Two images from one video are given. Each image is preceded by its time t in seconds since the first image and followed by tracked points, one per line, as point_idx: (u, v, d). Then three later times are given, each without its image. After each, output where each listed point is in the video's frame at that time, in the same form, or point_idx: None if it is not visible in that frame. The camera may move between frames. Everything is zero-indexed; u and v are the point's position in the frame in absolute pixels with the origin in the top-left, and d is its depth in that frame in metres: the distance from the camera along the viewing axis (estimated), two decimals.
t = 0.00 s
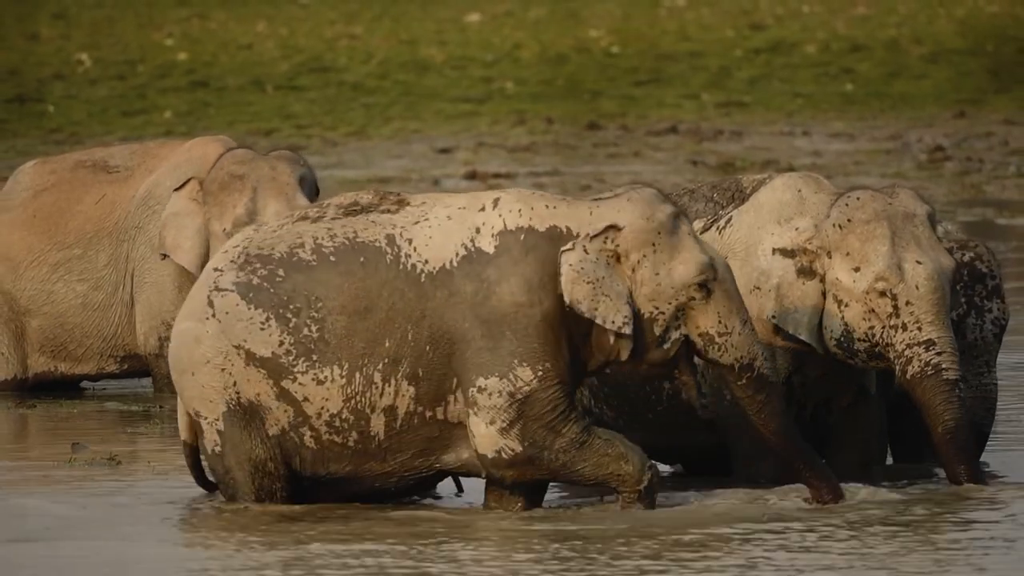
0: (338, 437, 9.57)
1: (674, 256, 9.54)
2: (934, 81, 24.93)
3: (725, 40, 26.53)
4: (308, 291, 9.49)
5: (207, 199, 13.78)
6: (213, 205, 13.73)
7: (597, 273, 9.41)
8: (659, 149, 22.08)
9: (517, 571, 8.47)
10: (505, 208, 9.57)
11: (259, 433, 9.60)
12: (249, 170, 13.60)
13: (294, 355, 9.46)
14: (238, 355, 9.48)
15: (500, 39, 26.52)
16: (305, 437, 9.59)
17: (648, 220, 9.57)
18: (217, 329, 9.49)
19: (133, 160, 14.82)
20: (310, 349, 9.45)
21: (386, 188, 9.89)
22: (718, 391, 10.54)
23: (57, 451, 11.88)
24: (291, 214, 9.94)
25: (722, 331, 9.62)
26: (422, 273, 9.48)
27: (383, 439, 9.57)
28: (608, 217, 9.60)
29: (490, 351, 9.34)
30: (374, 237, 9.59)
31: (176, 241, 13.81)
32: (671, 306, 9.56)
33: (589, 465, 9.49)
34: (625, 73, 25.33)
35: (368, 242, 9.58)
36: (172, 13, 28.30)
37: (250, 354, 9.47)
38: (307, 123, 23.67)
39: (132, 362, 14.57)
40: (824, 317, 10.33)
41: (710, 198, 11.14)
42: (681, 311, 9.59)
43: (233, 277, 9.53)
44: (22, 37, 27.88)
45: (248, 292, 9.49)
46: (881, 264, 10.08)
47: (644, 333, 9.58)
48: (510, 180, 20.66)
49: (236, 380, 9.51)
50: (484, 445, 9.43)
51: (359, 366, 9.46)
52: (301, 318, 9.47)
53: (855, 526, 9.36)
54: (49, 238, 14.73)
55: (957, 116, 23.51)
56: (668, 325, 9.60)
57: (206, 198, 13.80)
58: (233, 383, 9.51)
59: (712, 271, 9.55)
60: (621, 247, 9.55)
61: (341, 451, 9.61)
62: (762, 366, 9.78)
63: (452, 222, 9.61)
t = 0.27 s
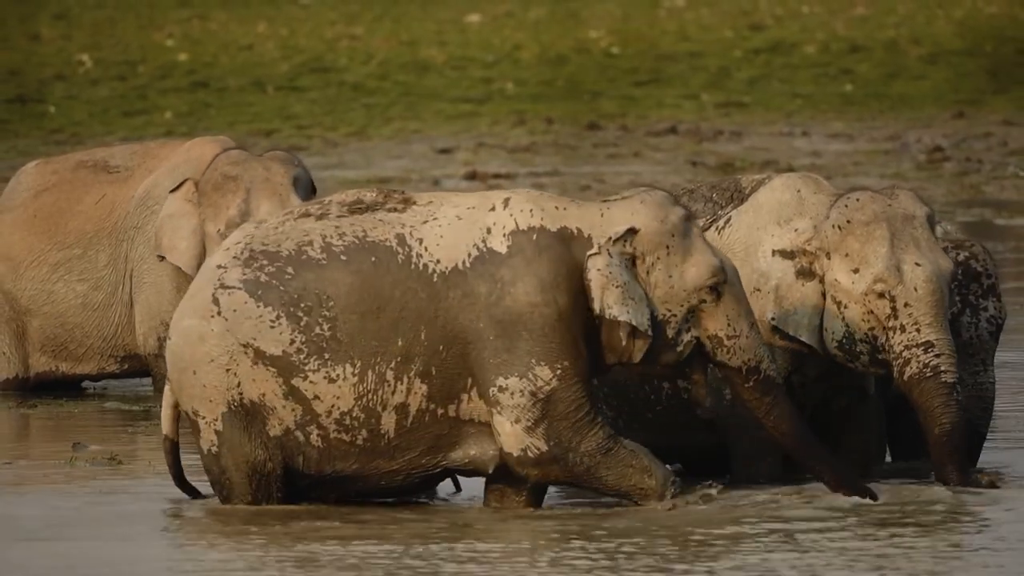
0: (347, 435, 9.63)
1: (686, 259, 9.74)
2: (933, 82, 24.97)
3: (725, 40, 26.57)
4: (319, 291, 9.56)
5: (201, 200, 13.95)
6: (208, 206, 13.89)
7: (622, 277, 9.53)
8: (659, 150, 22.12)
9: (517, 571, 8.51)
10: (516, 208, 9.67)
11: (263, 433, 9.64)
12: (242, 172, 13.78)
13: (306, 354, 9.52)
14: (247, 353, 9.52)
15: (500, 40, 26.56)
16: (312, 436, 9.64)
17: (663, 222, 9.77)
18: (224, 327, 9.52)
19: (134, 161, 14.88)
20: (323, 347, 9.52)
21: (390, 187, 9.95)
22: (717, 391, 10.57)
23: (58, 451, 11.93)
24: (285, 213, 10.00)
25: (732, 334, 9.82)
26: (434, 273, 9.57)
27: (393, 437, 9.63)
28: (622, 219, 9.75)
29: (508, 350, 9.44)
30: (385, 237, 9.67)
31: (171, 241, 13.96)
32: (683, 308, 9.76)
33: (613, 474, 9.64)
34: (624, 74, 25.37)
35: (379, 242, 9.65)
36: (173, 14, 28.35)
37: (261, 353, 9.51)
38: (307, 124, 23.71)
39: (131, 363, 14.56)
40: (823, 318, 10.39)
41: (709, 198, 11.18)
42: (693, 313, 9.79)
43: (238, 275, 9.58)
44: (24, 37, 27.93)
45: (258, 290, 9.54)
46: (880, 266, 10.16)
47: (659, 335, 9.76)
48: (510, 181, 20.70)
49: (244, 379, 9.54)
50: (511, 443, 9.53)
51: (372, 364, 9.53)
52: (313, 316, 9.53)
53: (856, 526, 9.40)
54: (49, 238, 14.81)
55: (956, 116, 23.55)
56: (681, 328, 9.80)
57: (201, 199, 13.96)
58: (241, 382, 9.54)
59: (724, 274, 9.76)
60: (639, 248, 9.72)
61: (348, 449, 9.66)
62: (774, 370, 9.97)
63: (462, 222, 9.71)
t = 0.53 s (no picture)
0: (358, 438, 9.61)
1: (696, 263, 9.77)
2: (932, 82, 25.02)
3: (724, 41, 26.63)
4: (332, 294, 9.53)
5: (200, 200, 14.01)
6: (206, 206, 13.96)
7: (629, 281, 9.56)
8: (658, 150, 22.17)
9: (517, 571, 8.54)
10: (527, 208, 9.65)
11: (270, 435, 9.63)
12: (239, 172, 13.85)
13: (319, 358, 9.49)
14: (258, 357, 9.50)
15: (500, 41, 26.61)
16: (322, 439, 9.62)
17: (674, 226, 9.78)
18: (235, 331, 9.50)
19: (133, 161, 14.90)
20: (337, 352, 9.49)
21: (397, 187, 9.94)
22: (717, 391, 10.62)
23: (60, 450, 12.00)
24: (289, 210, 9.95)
25: (738, 338, 9.90)
26: (447, 275, 9.54)
27: (405, 440, 9.62)
28: (634, 222, 9.76)
29: (521, 352, 9.43)
30: (396, 238, 9.64)
31: (169, 242, 14.03)
32: (692, 312, 9.80)
33: (626, 479, 9.63)
34: (624, 74, 25.43)
35: (392, 243, 9.62)
36: (174, 15, 28.40)
37: (273, 357, 9.49)
38: (308, 124, 23.75)
39: (132, 363, 14.63)
40: (822, 317, 10.44)
41: (709, 198, 11.24)
42: (701, 317, 9.85)
43: (247, 277, 9.54)
44: (25, 38, 27.99)
45: (269, 294, 9.51)
46: (879, 265, 10.19)
47: (668, 337, 9.81)
48: (511, 181, 20.75)
49: (255, 383, 9.52)
50: (526, 443, 9.50)
51: (386, 368, 9.51)
52: (327, 320, 9.50)
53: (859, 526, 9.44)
54: (49, 238, 14.84)
55: (954, 117, 23.60)
56: (690, 331, 9.84)
57: (198, 199, 14.03)
58: (251, 385, 9.52)
59: (732, 278, 9.82)
60: (650, 252, 9.73)
61: (359, 452, 9.65)
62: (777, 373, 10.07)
63: (472, 222, 9.69)
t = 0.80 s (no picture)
0: (372, 436, 9.75)
1: (706, 260, 9.87)
2: (931, 83, 25.07)
3: (723, 41, 26.68)
4: (345, 292, 9.66)
5: (200, 200, 14.05)
6: (206, 206, 14.00)
7: (632, 277, 9.68)
8: (658, 150, 22.21)
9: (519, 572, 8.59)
10: (539, 206, 9.82)
11: (281, 436, 9.73)
12: (238, 172, 13.88)
13: (335, 356, 9.62)
14: (273, 357, 9.61)
15: (500, 41, 26.66)
16: (335, 438, 9.74)
17: (683, 223, 9.92)
18: (250, 330, 9.60)
19: (134, 162, 14.94)
20: (352, 350, 9.63)
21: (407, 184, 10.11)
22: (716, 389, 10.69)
23: (62, 449, 12.04)
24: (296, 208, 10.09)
25: (749, 336, 9.95)
26: (460, 272, 9.70)
27: (418, 437, 9.77)
28: (643, 219, 9.92)
29: (533, 349, 9.59)
30: (409, 236, 9.79)
31: (168, 242, 14.09)
32: (702, 309, 9.89)
33: (632, 484, 9.81)
34: (624, 75, 25.48)
35: (405, 241, 9.78)
36: (174, 15, 28.45)
37: (288, 356, 9.60)
38: (308, 125, 23.79)
39: (132, 363, 14.69)
40: (820, 317, 10.50)
41: (709, 199, 11.26)
42: (711, 315, 9.92)
43: (261, 276, 9.66)
44: (26, 38, 28.04)
45: (283, 292, 9.63)
46: (877, 266, 10.26)
47: (676, 334, 9.89)
48: (511, 181, 20.79)
49: (269, 382, 9.63)
50: (536, 437, 9.67)
51: (401, 365, 9.66)
52: (342, 318, 9.64)
53: (859, 527, 9.49)
54: (49, 238, 14.88)
55: (954, 117, 23.64)
56: (700, 329, 9.91)
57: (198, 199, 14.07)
58: (265, 385, 9.63)
59: (742, 275, 9.89)
60: (658, 249, 9.86)
61: (372, 450, 9.78)
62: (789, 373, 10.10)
63: (485, 220, 9.85)
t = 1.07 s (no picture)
0: (388, 434, 9.91)
1: (720, 255, 9.98)
2: (930, 83, 25.13)
3: (723, 41, 26.74)
4: (362, 290, 9.84)
5: (200, 200, 14.09)
6: (207, 207, 14.05)
7: (638, 273, 9.78)
8: (658, 150, 22.25)
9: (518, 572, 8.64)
10: (556, 203, 9.99)
11: (294, 436, 9.92)
12: (238, 172, 13.90)
13: (353, 353, 9.81)
14: (290, 355, 9.80)
15: (501, 41, 26.71)
16: (351, 435, 9.90)
17: (697, 220, 10.01)
18: (267, 328, 9.79)
19: (134, 161, 14.98)
20: (369, 347, 9.82)
21: (422, 181, 10.28)
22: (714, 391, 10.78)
23: (63, 448, 12.11)
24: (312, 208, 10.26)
25: (767, 330, 10.02)
26: (477, 269, 9.86)
27: (435, 435, 9.94)
28: (655, 215, 10.05)
29: (547, 347, 9.77)
30: (426, 234, 9.96)
31: (168, 243, 14.14)
32: (717, 305, 9.96)
33: (637, 489, 9.98)
34: (623, 75, 25.53)
35: (422, 239, 9.95)
36: (175, 16, 28.50)
37: (306, 354, 9.79)
38: (309, 125, 23.84)
39: (132, 362, 14.77)
40: (818, 317, 10.62)
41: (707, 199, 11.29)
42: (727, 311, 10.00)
43: (278, 273, 9.84)
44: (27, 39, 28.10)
45: (301, 290, 9.81)
46: (876, 266, 10.41)
47: (687, 332, 9.98)
48: (511, 181, 20.82)
49: (286, 380, 9.82)
50: (551, 433, 9.85)
51: (418, 362, 9.83)
52: (360, 316, 9.82)
53: (855, 529, 9.54)
54: (49, 237, 14.91)
55: (953, 117, 23.68)
56: (716, 324, 9.99)
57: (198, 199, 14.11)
58: (281, 384, 9.82)
59: (757, 270, 9.99)
60: (670, 245, 9.97)
61: (388, 448, 9.95)
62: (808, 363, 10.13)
63: (502, 218, 10.01)
